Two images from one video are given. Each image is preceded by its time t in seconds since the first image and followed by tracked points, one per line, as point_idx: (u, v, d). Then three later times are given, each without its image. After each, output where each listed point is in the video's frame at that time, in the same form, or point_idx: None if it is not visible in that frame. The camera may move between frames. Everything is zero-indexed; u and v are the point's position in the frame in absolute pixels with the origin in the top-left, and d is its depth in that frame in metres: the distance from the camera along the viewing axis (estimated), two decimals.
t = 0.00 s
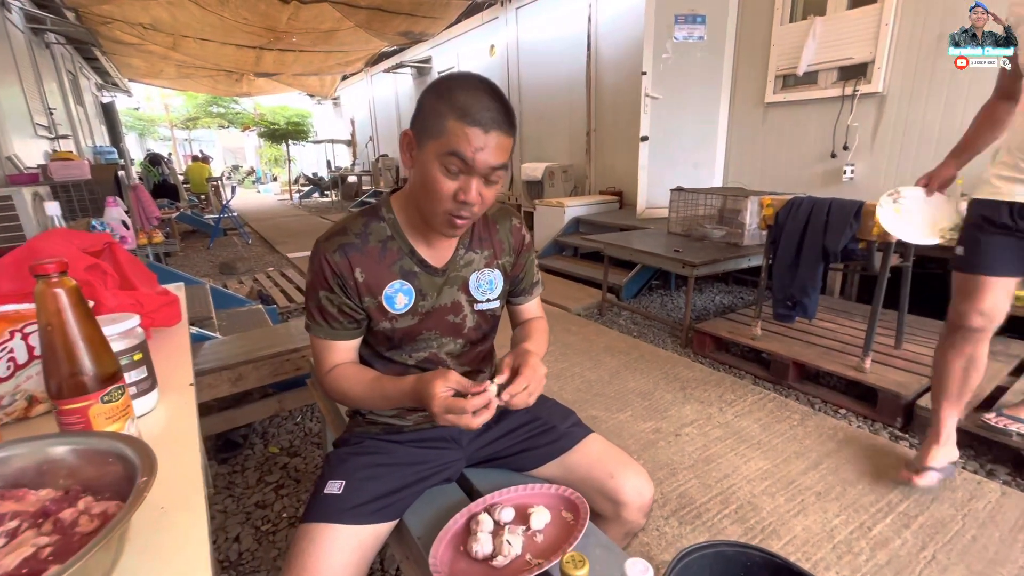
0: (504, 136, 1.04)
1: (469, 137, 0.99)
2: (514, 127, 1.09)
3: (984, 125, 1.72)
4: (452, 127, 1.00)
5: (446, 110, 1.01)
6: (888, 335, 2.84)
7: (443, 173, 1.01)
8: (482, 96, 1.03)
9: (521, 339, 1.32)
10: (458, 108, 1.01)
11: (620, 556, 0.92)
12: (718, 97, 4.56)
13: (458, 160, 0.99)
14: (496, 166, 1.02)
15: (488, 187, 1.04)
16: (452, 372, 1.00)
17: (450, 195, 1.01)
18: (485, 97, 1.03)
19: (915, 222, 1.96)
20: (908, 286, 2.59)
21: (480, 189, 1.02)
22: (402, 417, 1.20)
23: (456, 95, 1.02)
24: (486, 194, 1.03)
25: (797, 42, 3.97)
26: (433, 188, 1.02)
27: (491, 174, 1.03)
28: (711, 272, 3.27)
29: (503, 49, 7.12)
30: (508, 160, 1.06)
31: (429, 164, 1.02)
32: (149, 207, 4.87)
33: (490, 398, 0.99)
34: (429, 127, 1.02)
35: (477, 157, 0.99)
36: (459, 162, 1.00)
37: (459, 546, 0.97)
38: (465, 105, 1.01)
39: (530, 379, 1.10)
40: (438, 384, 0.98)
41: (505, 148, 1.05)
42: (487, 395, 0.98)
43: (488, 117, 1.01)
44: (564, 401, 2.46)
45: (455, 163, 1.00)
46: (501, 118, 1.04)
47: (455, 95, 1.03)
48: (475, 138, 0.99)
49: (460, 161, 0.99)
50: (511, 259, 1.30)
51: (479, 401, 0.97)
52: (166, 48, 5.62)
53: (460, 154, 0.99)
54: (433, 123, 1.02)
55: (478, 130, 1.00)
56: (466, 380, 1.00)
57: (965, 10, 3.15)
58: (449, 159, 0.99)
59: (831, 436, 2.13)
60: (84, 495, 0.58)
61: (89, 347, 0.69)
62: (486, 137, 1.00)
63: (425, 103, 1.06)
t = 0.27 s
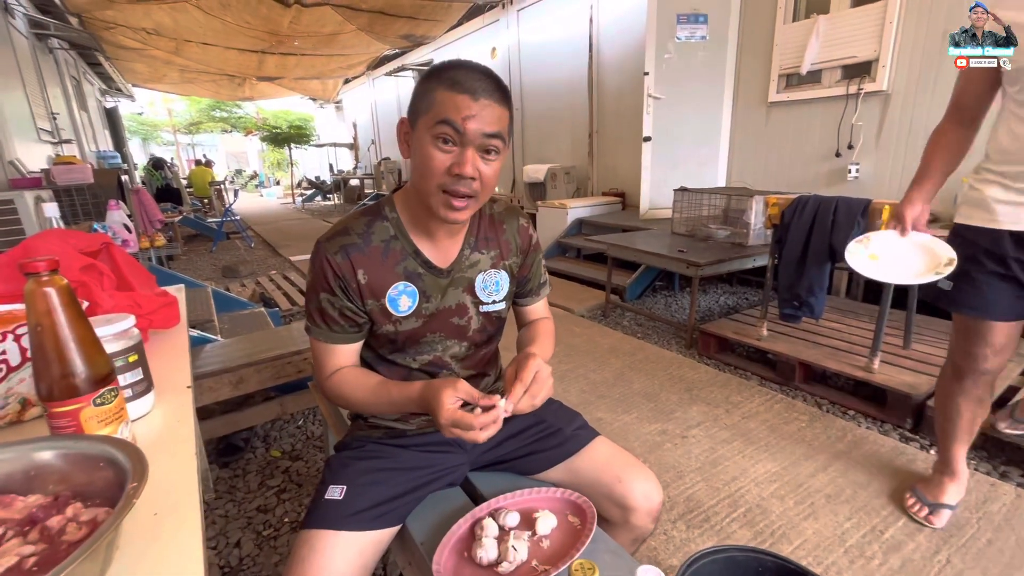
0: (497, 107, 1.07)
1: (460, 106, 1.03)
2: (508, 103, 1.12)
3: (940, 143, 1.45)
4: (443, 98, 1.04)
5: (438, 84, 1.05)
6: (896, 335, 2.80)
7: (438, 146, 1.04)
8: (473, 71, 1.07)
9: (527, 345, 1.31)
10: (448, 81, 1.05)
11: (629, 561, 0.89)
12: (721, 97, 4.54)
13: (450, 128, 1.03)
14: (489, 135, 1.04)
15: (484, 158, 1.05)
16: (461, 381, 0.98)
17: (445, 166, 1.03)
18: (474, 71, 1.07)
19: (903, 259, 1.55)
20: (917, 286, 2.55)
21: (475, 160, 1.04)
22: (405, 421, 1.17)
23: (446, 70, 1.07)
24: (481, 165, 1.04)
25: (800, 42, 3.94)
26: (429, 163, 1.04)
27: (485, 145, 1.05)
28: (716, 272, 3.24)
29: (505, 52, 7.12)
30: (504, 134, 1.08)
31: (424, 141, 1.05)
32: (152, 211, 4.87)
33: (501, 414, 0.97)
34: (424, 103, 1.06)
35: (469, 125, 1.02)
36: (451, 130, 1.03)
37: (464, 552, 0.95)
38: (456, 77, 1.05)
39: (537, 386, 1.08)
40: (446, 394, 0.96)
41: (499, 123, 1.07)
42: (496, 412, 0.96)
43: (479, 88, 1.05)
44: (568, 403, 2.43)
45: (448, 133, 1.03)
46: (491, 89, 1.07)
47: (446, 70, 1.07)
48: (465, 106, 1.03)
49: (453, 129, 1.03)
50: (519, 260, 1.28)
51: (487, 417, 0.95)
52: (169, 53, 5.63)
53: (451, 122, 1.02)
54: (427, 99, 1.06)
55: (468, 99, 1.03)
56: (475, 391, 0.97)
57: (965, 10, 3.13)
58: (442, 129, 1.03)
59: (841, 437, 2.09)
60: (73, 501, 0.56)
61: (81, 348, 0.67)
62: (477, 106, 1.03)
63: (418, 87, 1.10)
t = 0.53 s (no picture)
0: (501, 107, 1.07)
1: (464, 107, 1.03)
2: (512, 103, 1.12)
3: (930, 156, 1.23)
4: (447, 100, 1.04)
5: (442, 85, 1.06)
6: (897, 335, 2.80)
7: (443, 146, 1.04)
8: (477, 72, 1.07)
9: (530, 349, 1.30)
10: (452, 82, 1.05)
11: (636, 564, 0.89)
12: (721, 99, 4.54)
13: (454, 129, 1.03)
14: (494, 135, 1.04)
15: (488, 159, 1.05)
16: (469, 389, 0.98)
17: (450, 167, 1.03)
18: (478, 72, 1.08)
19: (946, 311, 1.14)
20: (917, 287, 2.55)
21: (479, 160, 1.03)
22: (409, 425, 1.17)
23: (449, 71, 1.07)
24: (486, 165, 1.04)
25: (799, 43, 3.95)
26: (434, 164, 1.04)
27: (490, 146, 1.05)
28: (717, 274, 3.24)
29: (504, 54, 7.13)
30: (508, 133, 1.09)
31: (429, 143, 1.05)
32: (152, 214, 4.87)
33: (508, 419, 0.96)
34: (428, 105, 1.07)
35: (474, 125, 1.03)
36: (455, 131, 1.03)
37: (469, 555, 0.95)
38: (460, 78, 1.05)
39: (542, 393, 1.07)
40: (455, 403, 0.96)
41: (504, 123, 1.07)
42: (504, 420, 0.95)
43: (483, 88, 1.06)
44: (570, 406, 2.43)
45: (452, 134, 1.03)
46: (495, 90, 1.07)
47: (450, 71, 1.07)
48: (469, 107, 1.03)
49: (457, 130, 1.03)
50: (523, 264, 1.28)
51: (494, 426, 0.94)
52: (169, 56, 5.64)
53: (455, 123, 1.02)
54: (431, 101, 1.06)
55: (472, 99, 1.03)
56: (483, 398, 0.97)
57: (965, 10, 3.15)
58: (447, 129, 1.03)
59: (843, 438, 2.09)
60: (81, 508, 0.56)
61: (87, 353, 0.67)
62: (482, 106, 1.04)
63: (422, 89, 1.10)
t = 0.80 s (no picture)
0: (498, 106, 1.07)
1: (461, 107, 1.03)
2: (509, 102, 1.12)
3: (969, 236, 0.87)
4: (443, 99, 1.04)
5: (438, 85, 1.05)
6: (896, 335, 2.81)
7: (439, 146, 1.04)
8: (474, 72, 1.07)
9: (530, 349, 1.30)
10: (448, 81, 1.05)
11: (637, 565, 0.88)
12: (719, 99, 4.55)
13: (451, 129, 1.03)
14: (491, 135, 1.04)
15: (486, 158, 1.05)
16: (468, 391, 0.98)
17: (447, 167, 1.03)
18: (475, 71, 1.08)
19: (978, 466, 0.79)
20: (915, 286, 2.56)
21: (476, 160, 1.04)
22: (409, 425, 1.17)
23: (446, 71, 1.07)
24: (484, 165, 1.04)
25: (797, 44, 3.96)
26: (431, 164, 1.04)
27: (487, 146, 1.05)
28: (716, 274, 3.24)
29: (502, 55, 7.13)
30: (505, 133, 1.09)
31: (425, 143, 1.05)
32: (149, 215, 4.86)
33: (506, 423, 0.95)
34: (424, 105, 1.06)
35: (470, 125, 1.03)
36: (452, 131, 1.03)
37: (470, 556, 0.94)
38: (457, 78, 1.05)
39: (541, 392, 1.07)
40: (453, 406, 0.96)
41: (501, 122, 1.07)
42: (501, 424, 0.95)
43: (480, 88, 1.05)
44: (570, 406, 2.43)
45: (449, 134, 1.03)
46: (491, 90, 1.07)
47: (447, 71, 1.07)
48: (466, 106, 1.03)
49: (453, 130, 1.03)
50: (522, 263, 1.28)
51: (493, 428, 0.94)
52: (167, 57, 5.63)
53: (452, 123, 1.02)
54: (428, 101, 1.06)
55: (469, 99, 1.03)
56: (482, 400, 0.96)
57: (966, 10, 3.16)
58: (443, 129, 1.03)
59: (843, 438, 2.09)
60: (81, 509, 0.55)
61: (86, 354, 0.67)
62: (479, 106, 1.04)
63: (418, 89, 1.10)
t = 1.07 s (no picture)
0: (497, 106, 1.07)
1: (460, 107, 1.03)
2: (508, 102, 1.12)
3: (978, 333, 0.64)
4: (443, 99, 1.04)
5: (437, 84, 1.05)
6: (897, 334, 2.81)
7: (438, 145, 1.04)
8: (473, 71, 1.07)
9: (531, 348, 1.30)
10: (447, 81, 1.05)
11: (640, 564, 0.88)
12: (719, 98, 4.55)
13: (450, 129, 1.03)
14: (489, 135, 1.04)
15: (484, 158, 1.05)
16: (471, 386, 0.98)
17: (446, 168, 1.03)
18: (473, 70, 1.07)
19: None
20: (916, 285, 2.56)
21: (475, 161, 1.04)
22: (410, 423, 1.17)
23: (444, 70, 1.07)
24: (482, 165, 1.04)
25: (798, 43, 3.96)
26: (429, 165, 1.04)
27: (486, 145, 1.05)
28: (717, 273, 3.24)
29: (503, 54, 7.13)
30: (504, 132, 1.09)
31: (424, 142, 1.05)
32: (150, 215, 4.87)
33: (507, 417, 0.95)
34: (423, 104, 1.06)
35: (469, 125, 1.03)
36: (451, 131, 1.03)
37: (473, 555, 0.94)
38: (455, 77, 1.05)
39: (543, 387, 1.07)
40: (456, 400, 0.96)
41: (500, 121, 1.07)
42: (502, 417, 0.95)
43: (479, 88, 1.05)
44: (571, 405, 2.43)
45: (448, 135, 1.03)
46: (490, 90, 1.07)
47: (445, 70, 1.07)
48: (465, 107, 1.03)
49: (452, 130, 1.03)
50: (522, 261, 1.27)
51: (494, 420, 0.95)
52: (167, 56, 5.63)
53: (451, 123, 1.02)
54: (427, 101, 1.06)
55: (467, 99, 1.03)
56: (484, 394, 0.96)
57: (965, 11, 3.17)
58: (442, 129, 1.03)
59: (844, 436, 2.09)
60: (83, 507, 0.55)
61: (88, 353, 0.66)
62: (477, 106, 1.04)
63: (417, 88, 1.10)
